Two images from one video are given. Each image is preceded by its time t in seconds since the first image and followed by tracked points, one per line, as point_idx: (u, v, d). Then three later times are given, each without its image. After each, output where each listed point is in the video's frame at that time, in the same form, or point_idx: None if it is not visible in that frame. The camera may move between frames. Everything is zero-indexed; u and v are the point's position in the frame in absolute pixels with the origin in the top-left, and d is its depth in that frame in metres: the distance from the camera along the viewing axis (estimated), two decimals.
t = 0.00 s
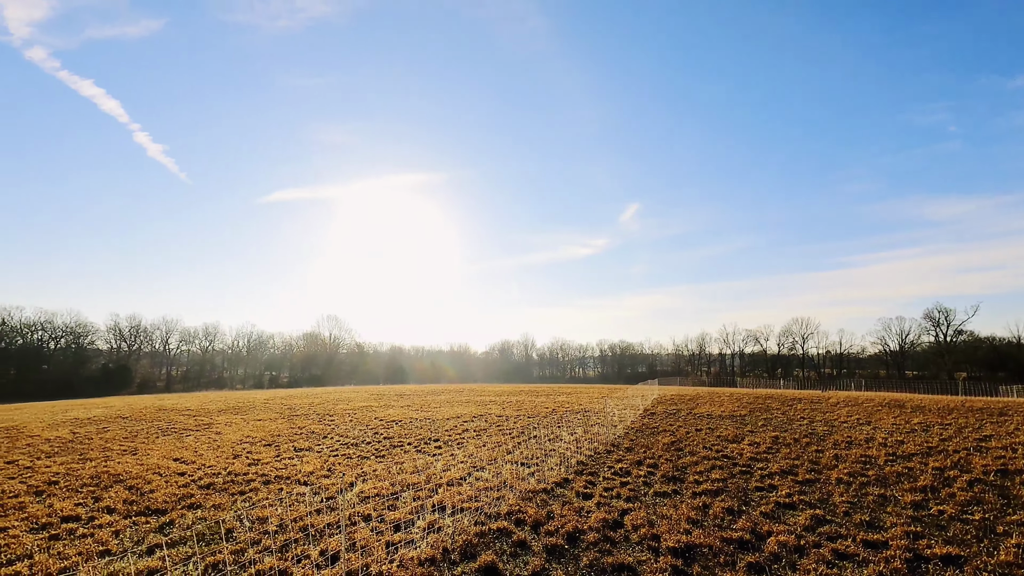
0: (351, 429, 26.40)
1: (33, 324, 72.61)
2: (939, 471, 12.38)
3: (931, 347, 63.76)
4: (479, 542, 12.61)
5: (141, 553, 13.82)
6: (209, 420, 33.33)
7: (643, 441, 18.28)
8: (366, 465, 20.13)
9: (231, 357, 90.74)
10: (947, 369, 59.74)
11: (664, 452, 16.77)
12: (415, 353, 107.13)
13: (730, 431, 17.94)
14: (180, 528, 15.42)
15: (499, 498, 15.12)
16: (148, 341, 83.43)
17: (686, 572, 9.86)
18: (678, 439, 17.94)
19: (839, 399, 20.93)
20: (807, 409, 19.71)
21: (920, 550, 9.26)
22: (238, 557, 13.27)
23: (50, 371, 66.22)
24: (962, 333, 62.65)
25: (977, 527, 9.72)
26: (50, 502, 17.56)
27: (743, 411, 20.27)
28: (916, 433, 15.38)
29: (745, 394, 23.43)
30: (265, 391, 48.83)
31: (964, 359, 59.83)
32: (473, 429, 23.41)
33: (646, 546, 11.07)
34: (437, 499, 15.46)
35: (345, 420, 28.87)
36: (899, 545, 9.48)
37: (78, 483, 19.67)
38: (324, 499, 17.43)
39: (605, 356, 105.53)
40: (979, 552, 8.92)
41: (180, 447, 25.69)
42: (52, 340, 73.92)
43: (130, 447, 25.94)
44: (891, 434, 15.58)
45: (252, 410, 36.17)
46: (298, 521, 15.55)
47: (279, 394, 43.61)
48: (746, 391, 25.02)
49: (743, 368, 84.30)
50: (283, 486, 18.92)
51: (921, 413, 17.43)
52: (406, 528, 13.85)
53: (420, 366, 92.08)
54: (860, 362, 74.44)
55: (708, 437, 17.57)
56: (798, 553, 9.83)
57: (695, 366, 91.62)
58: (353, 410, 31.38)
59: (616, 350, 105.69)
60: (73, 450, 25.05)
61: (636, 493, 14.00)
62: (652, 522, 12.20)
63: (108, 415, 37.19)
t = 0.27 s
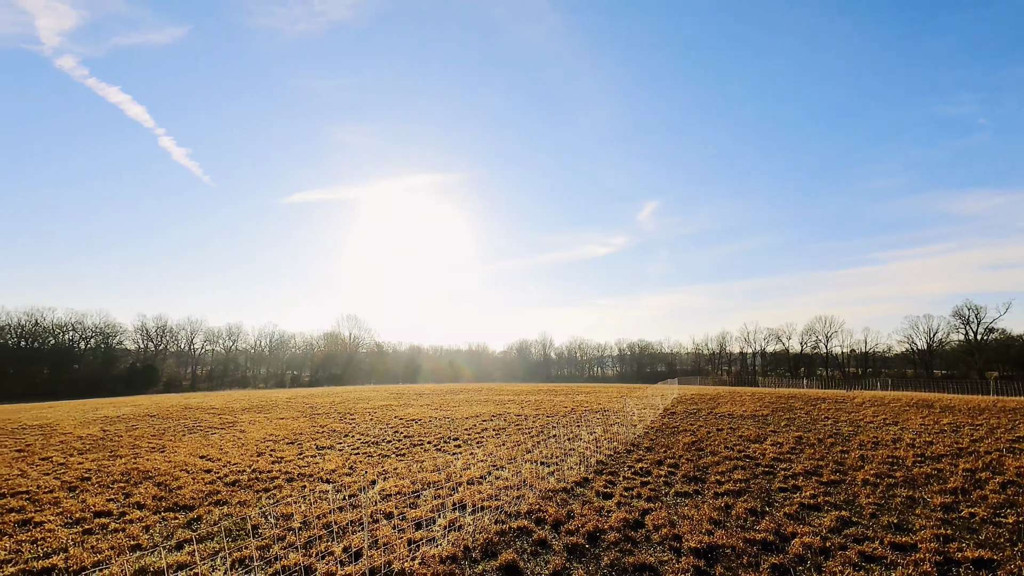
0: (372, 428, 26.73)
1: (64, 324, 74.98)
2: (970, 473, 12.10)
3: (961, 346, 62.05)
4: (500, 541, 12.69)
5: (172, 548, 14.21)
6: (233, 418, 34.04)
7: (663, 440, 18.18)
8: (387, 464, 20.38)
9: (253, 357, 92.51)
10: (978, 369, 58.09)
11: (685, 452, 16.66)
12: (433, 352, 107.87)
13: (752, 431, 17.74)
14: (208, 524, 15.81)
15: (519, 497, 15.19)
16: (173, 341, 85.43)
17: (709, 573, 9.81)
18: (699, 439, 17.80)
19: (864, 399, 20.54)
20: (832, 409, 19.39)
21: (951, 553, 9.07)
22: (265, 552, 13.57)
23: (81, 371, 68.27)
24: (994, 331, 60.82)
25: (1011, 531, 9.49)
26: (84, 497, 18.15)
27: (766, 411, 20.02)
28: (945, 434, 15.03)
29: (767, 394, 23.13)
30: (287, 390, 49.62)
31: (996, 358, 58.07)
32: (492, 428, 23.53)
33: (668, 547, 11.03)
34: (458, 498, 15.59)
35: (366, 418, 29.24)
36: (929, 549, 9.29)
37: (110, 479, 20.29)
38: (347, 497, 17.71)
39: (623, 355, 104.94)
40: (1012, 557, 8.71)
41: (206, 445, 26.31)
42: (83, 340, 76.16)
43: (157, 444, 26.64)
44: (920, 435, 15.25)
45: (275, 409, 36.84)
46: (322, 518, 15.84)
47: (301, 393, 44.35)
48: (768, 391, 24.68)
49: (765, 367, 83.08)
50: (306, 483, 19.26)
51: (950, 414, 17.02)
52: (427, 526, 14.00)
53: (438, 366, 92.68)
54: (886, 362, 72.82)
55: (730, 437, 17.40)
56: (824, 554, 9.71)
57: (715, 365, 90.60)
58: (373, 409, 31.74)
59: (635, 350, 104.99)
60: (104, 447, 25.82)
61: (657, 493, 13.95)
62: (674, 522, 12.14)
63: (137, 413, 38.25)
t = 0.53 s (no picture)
0: (390, 426, 27.00)
1: (90, 325, 76.93)
2: (999, 474, 11.83)
3: (989, 344, 60.48)
4: (518, 539, 12.75)
5: (197, 543, 14.55)
6: (254, 417, 34.64)
7: (681, 440, 18.07)
8: (405, 462, 20.59)
9: (273, 356, 93.96)
10: (1007, 367, 56.58)
11: (704, 451, 16.55)
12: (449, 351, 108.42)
13: (772, 431, 17.55)
14: (231, 521, 16.14)
15: (537, 496, 15.23)
16: (195, 341, 87.08)
17: (729, 573, 9.74)
18: (718, 439, 17.66)
19: (888, 398, 20.16)
20: (854, 408, 19.07)
21: (980, 556, 8.89)
22: (287, 548, 13.82)
23: (107, 370, 70.06)
24: None
25: None
26: (111, 493, 18.65)
27: (786, 410, 19.77)
28: (973, 435, 14.70)
29: (787, 393, 22.83)
30: (306, 389, 50.28)
31: None
32: (509, 427, 23.61)
33: (688, 547, 10.98)
34: (476, 496, 15.69)
35: (383, 417, 29.55)
36: (957, 551, 9.12)
37: (136, 476, 20.82)
38: (366, 494, 17.93)
39: (640, 353, 104.30)
40: None
41: (228, 443, 26.85)
42: (108, 340, 78.05)
43: (182, 442, 27.25)
44: (947, 435, 14.94)
45: (295, 407, 37.41)
46: (342, 515, 16.06)
47: (320, 392, 44.95)
48: (788, 390, 24.37)
49: (784, 366, 81.93)
50: (326, 481, 19.54)
51: (978, 414, 16.65)
52: (445, 524, 14.12)
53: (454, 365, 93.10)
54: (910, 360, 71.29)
55: (749, 437, 17.22)
56: (847, 556, 9.59)
57: (733, 364, 89.61)
58: (390, 408, 32.06)
59: (651, 348, 104.28)
60: (130, 445, 26.49)
61: (675, 493, 13.88)
62: (693, 522, 12.08)
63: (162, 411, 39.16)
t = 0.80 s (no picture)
0: (405, 425, 27.22)
1: (112, 325, 78.55)
2: None
3: (1014, 342, 59.12)
4: (535, 536, 12.79)
5: (218, 538, 14.84)
6: (271, 415, 35.14)
7: (697, 439, 17.97)
8: (421, 460, 20.75)
9: (289, 355, 95.12)
10: None
11: (720, 451, 16.44)
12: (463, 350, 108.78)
13: (790, 430, 17.36)
14: (251, 517, 16.42)
15: (553, 494, 15.27)
16: (213, 340, 88.49)
17: (748, 572, 9.69)
18: (735, 438, 17.53)
19: (910, 398, 19.81)
20: (875, 408, 18.79)
21: (1006, 558, 8.74)
22: (306, 544, 14.03)
23: (129, 369, 71.50)
24: None
25: None
26: (135, 489, 19.09)
27: (804, 410, 19.54)
28: (999, 436, 14.41)
29: (805, 393, 22.55)
30: (322, 388, 50.81)
31: None
32: (523, 425, 23.66)
33: (705, 546, 10.93)
34: (492, 494, 15.77)
35: (398, 416, 29.78)
36: (983, 553, 8.97)
37: (158, 472, 21.27)
38: (382, 492, 18.12)
39: (654, 352, 103.72)
40: None
41: (246, 441, 27.28)
42: (130, 340, 79.68)
43: (202, 440, 27.75)
44: (971, 436, 14.66)
45: (311, 406, 37.86)
46: (359, 512, 16.26)
47: (336, 391, 45.43)
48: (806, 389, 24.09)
49: (802, 364, 80.90)
50: (343, 479, 19.77)
51: (1004, 414, 16.31)
52: (462, 522, 14.22)
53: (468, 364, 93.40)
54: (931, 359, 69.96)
55: (767, 437, 17.06)
56: (869, 556, 9.48)
57: (750, 363, 88.66)
58: (405, 407, 32.31)
59: (666, 347, 103.59)
60: (152, 442, 27.06)
61: (692, 492, 13.81)
62: (711, 521, 12.02)
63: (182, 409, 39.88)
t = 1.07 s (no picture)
0: (418, 424, 27.37)
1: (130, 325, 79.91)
2: None
3: None
4: (548, 536, 12.81)
5: (235, 536, 15.06)
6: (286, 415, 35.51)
7: (711, 439, 17.86)
8: (434, 459, 20.87)
9: (302, 355, 96.03)
10: None
11: (735, 451, 16.32)
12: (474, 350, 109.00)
13: (806, 430, 17.18)
14: (267, 515, 16.64)
15: (566, 494, 15.28)
16: (228, 340, 89.63)
17: (764, 573, 9.62)
18: (750, 438, 17.39)
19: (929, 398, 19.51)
20: (892, 408, 18.52)
21: None
22: (321, 542, 14.19)
23: (146, 369, 72.68)
24: None
25: None
26: (154, 487, 19.43)
27: (820, 410, 19.31)
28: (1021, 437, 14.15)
29: (821, 392, 22.29)
30: (335, 388, 51.22)
31: None
32: (536, 425, 23.69)
33: (721, 546, 10.87)
34: (505, 493, 15.81)
35: (411, 415, 29.96)
36: (1005, 555, 8.83)
37: (176, 471, 21.63)
38: (396, 491, 18.25)
39: (667, 352, 103.10)
40: None
41: (262, 440, 27.61)
42: (147, 340, 80.99)
43: (218, 439, 28.13)
44: (992, 437, 14.41)
45: (325, 406, 38.19)
46: (373, 510, 16.40)
47: (349, 391, 45.78)
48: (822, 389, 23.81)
49: (817, 364, 79.91)
50: (357, 477, 19.94)
51: None
52: (475, 520, 14.28)
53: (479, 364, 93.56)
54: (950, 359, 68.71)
55: (782, 437, 16.90)
56: (887, 557, 9.37)
57: (763, 363, 87.78)
58: (418, 407, 32.48)
59: (678, 347, 102.89)
60: (169, 441, 27.50)
61: (706, 492, 13.74)
62: (726, 521, 11.95)
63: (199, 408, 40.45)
